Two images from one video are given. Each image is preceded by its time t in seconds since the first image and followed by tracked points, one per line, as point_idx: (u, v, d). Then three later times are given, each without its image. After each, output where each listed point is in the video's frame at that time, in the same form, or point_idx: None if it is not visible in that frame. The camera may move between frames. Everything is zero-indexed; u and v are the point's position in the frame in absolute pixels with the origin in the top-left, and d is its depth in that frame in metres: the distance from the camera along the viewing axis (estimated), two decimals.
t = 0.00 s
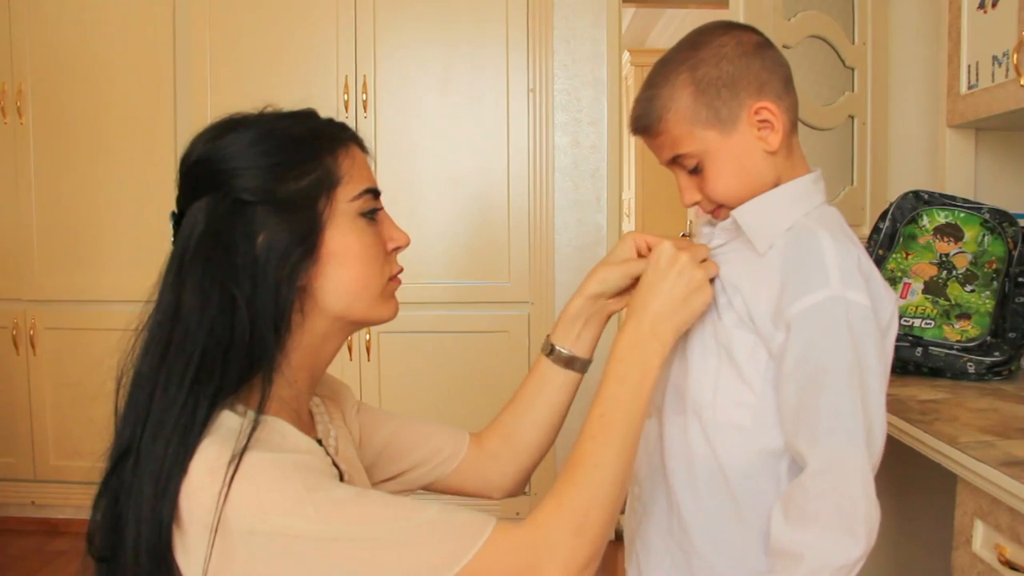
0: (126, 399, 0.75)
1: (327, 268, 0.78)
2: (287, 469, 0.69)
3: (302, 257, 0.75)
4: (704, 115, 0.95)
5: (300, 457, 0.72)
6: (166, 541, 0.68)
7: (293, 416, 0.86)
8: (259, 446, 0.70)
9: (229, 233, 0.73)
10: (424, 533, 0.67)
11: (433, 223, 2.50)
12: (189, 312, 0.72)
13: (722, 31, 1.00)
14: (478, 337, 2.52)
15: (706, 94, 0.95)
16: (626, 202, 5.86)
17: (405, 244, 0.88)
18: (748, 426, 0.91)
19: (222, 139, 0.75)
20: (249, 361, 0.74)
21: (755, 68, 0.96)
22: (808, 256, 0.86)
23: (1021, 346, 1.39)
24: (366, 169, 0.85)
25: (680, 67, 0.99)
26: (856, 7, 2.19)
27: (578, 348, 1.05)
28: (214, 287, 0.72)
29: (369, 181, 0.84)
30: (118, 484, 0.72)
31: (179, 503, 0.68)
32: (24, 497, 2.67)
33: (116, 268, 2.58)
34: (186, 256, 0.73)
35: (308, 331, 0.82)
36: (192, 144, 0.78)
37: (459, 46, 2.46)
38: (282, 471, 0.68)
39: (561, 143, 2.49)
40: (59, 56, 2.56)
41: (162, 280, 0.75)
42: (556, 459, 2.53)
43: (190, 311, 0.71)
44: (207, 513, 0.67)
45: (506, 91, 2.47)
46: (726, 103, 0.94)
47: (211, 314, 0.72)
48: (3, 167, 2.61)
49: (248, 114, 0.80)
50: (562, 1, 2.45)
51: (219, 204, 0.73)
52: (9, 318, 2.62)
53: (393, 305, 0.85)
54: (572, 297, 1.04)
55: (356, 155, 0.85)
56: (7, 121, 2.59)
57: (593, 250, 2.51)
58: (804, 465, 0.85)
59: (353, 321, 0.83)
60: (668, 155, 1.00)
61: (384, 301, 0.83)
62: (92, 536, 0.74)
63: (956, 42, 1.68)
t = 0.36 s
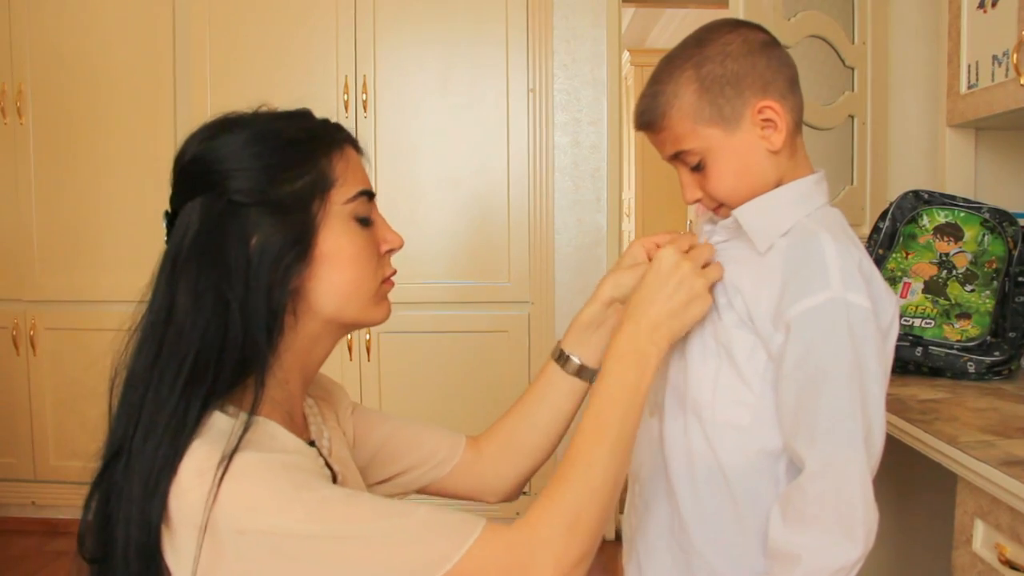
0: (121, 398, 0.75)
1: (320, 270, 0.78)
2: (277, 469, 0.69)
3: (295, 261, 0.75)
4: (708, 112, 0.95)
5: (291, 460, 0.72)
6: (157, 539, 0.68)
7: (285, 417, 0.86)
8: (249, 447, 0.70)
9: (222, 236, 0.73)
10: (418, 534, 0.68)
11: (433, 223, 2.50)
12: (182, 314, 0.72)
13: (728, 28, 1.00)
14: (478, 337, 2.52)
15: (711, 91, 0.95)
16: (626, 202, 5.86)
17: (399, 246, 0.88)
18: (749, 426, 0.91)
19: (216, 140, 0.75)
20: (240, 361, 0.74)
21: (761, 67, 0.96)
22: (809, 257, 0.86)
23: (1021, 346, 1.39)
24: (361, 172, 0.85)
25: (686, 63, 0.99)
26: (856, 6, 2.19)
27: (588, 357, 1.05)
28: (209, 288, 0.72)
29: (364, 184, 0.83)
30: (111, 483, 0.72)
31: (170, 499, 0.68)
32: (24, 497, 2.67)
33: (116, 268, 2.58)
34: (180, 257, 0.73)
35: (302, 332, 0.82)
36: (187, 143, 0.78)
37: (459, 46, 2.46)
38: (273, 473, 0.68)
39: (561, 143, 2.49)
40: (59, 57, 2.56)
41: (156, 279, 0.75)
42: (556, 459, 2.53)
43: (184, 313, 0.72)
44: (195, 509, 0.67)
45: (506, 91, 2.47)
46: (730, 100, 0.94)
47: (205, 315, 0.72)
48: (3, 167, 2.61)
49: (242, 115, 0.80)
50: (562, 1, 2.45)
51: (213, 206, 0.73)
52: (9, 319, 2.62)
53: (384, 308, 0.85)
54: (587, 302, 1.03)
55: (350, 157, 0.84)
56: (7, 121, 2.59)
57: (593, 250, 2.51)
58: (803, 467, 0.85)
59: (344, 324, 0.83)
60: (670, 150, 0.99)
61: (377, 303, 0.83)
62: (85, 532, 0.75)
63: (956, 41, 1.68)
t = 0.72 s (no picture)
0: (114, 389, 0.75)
1: (308, 285, 0.77)
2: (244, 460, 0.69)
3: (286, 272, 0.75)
4: (707, 105, 0.95)
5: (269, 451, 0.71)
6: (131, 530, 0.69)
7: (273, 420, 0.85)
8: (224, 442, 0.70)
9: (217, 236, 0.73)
10: (389, 525, 0.67)
11: (433, 223, 2.50)
12: (175, 309, 0.72)
13: (736, 23, 1.00)
14: (478, 337, 2.52)
15: (711, 85, 0.95)
16: (626, 202, 5.87)
17: (394, 272, 0.86)
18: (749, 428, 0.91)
19: (230, 138, 0.75)
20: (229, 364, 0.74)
21: (766, 64, 0.96)
22: (810, 260, 0.87)
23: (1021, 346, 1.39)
24: (371, 190, 0.83)
25: (690, 55, 0.99)
26: (857, 6, 2.20)
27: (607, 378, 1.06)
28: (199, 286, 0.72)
29: (371, 206, 0.82)
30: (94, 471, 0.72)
31: (143, 491, 0.69)
32: (24, 497, 2.67)
33: (116, 268, 2.58)
34: (177, 249, 0.73)
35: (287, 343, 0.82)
36: (204, 132, 0.77)
37: (459, 46, 2.46)
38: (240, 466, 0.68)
39: (561, 143, 2.49)
40: (59, 56, 2.56)
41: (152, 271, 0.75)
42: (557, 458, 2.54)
43: (175, 307, 0.72)
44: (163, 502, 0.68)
45: (506, 91, 2.47)
46: (729, 95, 0.94)
47: (192, 306, 0.72)
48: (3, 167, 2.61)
49: (263, 111, 0.79)
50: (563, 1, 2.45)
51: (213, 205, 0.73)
52: (9, 318, 2.62)
53: (368, 331, 0.83)
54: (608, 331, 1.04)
55: (363, 174, 0.82)
56: (7, 121, 2.59)
57: (593, 250, 2.51)
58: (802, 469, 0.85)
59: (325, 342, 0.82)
60: (668, 140, 1.00)
61: (360, 326, 0.82)
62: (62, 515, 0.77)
63: (956, 41, 1.68)
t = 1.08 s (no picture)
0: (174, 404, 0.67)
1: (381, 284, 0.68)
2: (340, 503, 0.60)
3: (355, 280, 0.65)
4: (715, 95, 0.95)
5: (357, 490, 0.63)
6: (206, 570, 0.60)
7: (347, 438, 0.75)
8: (322, 455, 0.63)
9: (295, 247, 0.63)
10: None
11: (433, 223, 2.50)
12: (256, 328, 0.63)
13: (759, 17, 0.99)
14: (478, 337, 2.52)
15: (722, 75, 0.95)
16: (626, 202, 5.88)
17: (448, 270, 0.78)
18: (757, 432, 0.91)
19: (290, 149, 0.66)
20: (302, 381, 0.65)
21: (780, 60, 0.95)
22: (819, 265, 0.86)
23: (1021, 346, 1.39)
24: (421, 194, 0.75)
25: (707, 42, 0.99)
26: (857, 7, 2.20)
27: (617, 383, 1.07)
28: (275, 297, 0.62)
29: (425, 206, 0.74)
30: (166, 489, 0.64)
31: (222, 528, 0.60)
32: (24, 497, 2.67)
33: (115, 267, 2.58)
34: (248, 259, 0.64)
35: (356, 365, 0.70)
36: (257, 154, 0.67)
37: (459, 47, 2.46)
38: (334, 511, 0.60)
39: (561, 143, 2.49)
40: (59, 56, 2.56)
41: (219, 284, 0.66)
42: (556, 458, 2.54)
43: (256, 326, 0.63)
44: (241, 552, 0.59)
45: (506, 91, 2.47)
46: (738, 87, 0.94)
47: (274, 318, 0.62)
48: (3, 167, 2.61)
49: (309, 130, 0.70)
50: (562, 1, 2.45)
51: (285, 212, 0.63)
52: (9, 318, 2.62)
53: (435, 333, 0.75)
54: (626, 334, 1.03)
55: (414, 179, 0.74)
56: (7, 120, 2.60)
57: (593, 250, 2.51)
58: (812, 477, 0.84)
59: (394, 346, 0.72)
60: (675, 123, 1.01)
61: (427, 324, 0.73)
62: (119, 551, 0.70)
63: (956, 42, 1.68)
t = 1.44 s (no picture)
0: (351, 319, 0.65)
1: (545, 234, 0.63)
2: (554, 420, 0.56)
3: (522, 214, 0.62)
4: (714, 93, 0.94)
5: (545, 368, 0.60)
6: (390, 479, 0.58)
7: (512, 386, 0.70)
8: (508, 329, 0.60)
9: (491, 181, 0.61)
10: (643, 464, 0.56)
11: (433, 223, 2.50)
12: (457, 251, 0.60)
13: (756, 16, 0.98)
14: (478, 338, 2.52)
15: (721, 73, 0.94)
16: (626, 202, 5.89)
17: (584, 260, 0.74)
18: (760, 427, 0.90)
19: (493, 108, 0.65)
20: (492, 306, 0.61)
21: (779, 59, 0.94)
22: (814, 259, 0.85)
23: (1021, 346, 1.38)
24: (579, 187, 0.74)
25: (706, 40, 0.98)
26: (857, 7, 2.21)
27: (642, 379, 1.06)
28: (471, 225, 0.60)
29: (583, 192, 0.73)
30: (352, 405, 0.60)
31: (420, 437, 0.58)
32: (24, 497, 2.67)
33: (115, 268, 2.58)
34: (442, 187, 0.62)
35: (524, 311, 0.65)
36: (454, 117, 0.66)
37: (460, 47, 2.46)
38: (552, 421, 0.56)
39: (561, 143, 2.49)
40: (59, 57, 2.56)
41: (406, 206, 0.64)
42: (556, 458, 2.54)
43: (459, 246, 0.60)
44: (439, 461, 0.58)
45: (506, 91, 2.46)
46: (738, 85, 0.93)
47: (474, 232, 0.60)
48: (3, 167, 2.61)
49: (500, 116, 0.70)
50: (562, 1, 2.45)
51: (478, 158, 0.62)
52: (9, 318, 2.62)
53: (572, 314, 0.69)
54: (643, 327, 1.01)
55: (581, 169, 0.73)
56: (7, 121, 2.60)
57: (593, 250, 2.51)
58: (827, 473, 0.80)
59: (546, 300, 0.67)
60: (674, 122, 0.99)
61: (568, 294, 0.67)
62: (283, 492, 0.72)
63: (956, 41, 1.68)
